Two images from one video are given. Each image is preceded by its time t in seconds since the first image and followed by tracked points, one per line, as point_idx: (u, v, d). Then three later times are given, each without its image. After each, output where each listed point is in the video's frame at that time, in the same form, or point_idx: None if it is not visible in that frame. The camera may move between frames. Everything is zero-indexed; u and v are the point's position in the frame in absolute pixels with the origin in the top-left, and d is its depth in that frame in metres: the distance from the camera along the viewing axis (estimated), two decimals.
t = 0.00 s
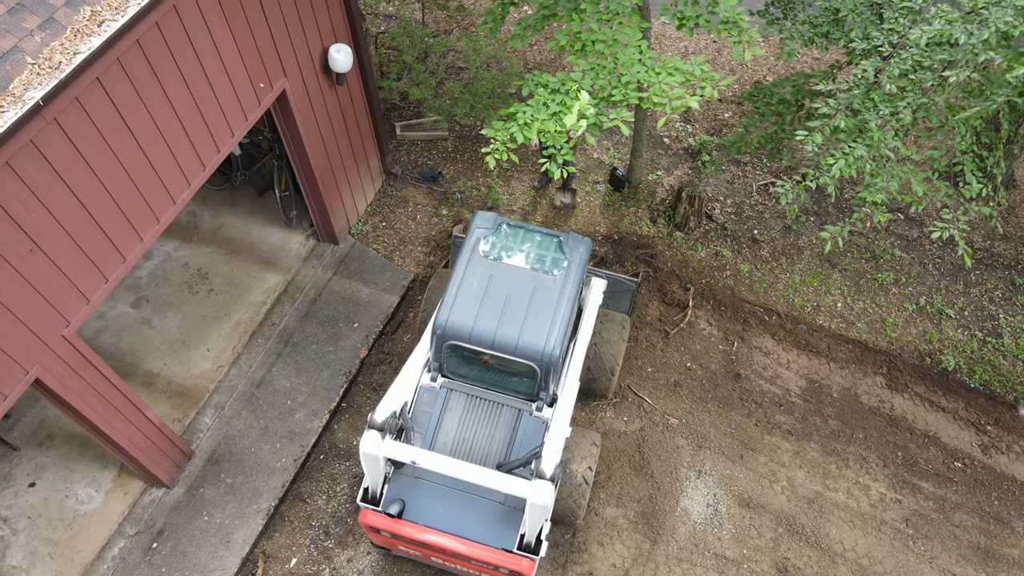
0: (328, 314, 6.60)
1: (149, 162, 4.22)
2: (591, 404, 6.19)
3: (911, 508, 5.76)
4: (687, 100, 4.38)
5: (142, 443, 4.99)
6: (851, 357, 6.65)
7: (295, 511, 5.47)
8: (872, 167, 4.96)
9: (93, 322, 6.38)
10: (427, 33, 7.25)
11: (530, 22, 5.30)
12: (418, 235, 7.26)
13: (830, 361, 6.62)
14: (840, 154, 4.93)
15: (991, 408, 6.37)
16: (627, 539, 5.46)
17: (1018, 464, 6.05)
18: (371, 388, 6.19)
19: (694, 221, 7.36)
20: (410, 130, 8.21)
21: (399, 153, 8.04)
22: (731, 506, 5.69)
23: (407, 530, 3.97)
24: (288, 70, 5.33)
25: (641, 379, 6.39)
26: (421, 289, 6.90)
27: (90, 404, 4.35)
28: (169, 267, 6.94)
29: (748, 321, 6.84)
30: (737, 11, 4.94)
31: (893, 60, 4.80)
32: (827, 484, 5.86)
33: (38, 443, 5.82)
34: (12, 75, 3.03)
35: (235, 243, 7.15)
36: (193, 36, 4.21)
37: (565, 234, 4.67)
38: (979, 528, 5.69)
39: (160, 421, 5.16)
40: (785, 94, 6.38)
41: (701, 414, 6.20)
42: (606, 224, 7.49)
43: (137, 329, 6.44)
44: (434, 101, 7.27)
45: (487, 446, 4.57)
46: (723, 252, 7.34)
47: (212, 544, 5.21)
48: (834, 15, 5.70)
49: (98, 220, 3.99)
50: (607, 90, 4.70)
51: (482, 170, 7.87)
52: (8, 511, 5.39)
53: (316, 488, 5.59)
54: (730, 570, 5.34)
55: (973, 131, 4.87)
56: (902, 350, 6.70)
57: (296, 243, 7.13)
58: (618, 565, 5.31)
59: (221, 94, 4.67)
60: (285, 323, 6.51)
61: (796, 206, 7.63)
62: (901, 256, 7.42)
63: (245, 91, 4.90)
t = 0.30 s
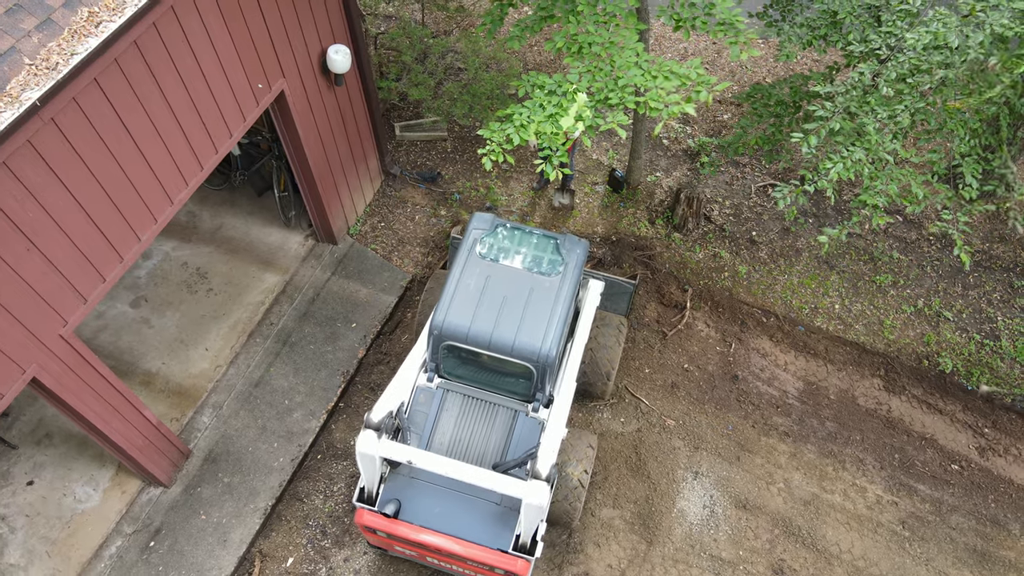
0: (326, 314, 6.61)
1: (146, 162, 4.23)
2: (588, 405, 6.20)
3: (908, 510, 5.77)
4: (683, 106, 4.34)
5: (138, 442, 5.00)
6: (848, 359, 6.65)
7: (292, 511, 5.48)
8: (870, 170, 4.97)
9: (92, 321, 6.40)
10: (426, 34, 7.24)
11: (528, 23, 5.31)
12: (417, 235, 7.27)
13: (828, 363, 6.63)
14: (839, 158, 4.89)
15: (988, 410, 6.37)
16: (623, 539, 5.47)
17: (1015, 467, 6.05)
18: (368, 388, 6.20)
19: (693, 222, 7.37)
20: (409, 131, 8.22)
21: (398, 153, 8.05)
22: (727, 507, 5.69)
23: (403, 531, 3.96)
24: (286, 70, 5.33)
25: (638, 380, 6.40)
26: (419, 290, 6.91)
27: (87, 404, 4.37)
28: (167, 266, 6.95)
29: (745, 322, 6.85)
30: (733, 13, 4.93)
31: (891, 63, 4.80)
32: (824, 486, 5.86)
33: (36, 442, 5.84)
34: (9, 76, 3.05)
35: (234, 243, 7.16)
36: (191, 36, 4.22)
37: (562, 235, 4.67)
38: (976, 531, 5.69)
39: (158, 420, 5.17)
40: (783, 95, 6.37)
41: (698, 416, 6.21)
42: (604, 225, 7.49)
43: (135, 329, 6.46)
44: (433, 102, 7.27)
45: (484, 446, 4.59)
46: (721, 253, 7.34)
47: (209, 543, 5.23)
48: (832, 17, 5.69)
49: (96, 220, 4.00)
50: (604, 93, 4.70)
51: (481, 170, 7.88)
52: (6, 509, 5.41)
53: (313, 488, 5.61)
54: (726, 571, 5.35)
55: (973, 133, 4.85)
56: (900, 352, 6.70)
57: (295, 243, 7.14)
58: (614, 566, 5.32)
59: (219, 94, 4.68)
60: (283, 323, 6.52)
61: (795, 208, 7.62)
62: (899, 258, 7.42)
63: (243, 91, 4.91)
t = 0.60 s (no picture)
0: (325, 312, 6.61)
1: (144, 159, 4.24)
2: (586, 404, 6.20)
3: (906, 511, 5.77)
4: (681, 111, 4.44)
5: (136, 439, 5.01)
6: (847, 359, 6.65)
7: (290, 509, 5.49)
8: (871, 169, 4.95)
9: (91, 319, 6.42)
10: (426, 33, 7.24)
11: (528, 23, 5.31)
12: (416, 234, 7.27)
13: (826, 363, 6.62)
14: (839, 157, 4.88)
15: (987, 411, 6.36)
16: (620, 539, 5.47)
17: (1013, 467, 6.04)
18: (367, 386, 6.20)
19: (692, 222, 7.36)
20: (409, 129, 8.21)
21: (398, 152, 8.06)
22: (725, 506, 5.69)
23: (399, 529, 3.96)
24: (286, 68, 5.34)
25: (637, 380, 6.40)
26: (418, 289, 6.92)
27: (85, 400, 4.38)
28: (167, 264, 6.96)
29: (744, 322, 6.85)
30: (732, 13, 4.91)
31: (891, 63, 4.82)
32: (822, 486, 5.86)
33: (35, 439, 5.85)
34: (7, 72, 3.06)
35: (234, 241, 7.17)
36: (190, 33, 4.23)
37: (561, 235, 4.67)
38: (974, 531, 5.68)
39: (156, 417, 5.18)
40: (782, 95, 6.36)
41: (696, 415, 6.21)
42: (604, 224, 7.49)
43: (134, 326, 6.47)
44: (433, 101, 7.27)
45: (481, 444, 4.56)
46: (721, 253, 7.33)
47: (207, 540, 5.24)
48: (831, 17, 5.68)
49: (94, 217, 4.01)
50: (602, 94, 4.69)
51: (480, 169, 7.88)
52: (5, 506, 5.42)
53: (310, 486, 5.61)
54: (723, 570, 5.35)
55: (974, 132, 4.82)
56: (899, 353, 6.69)
57: (294, 241, 7.14)
58: (611, 565, 5.32)
59: (218, 92, 4.69)
60: (282, 321, 6.53)
61: (795, 208, 7.61)
62: (899, 259, 7.41)
63: (242, 89, 4.91)
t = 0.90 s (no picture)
0: (323, 311, 6.62)
1: (142, 157, 4.24)
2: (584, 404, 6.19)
3: (903, 512, 5.76)
4: (680, 111, 4.45)
5: (135, 437, 5.02)
6: (846, 360, 6.65)
7: (287, 507, 5.50)
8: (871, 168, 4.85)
9: (90, 317, 6.42)
10: (426, 32, 7.23)
11: (527, 23, 5.29)
12: (415, 233, 7.27)
13: (825, 364, 6.62)
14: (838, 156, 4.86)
15: (985, 412, 6.36)
16: (617, 539, 5.47)
17: (1011, 469, 6.03)
18: (365, 385, 6.21)
19: (691, 222, 7.35)
20: (409, 129, 8.21)
21: (397, 151, 8.06)
22: (722, 507, 5.69)
23: (394, 529, 3.96)
24: (284, 66, 5.34)
25: (635, 380, 6.40)
26: (417, 288, 6.91)
27: (82, 398, 4.39)
28: (166, 262, 6.97)
29: (743, 322, 6.84)
30: (731, 14, 4.87)
31: (891, 63, 4.82)
32: (819, 487, 5.86)
33: (33, 436, 5.86)
34: (4, 70, 3.07)
35: (233, 239, 7.17)
36: (188, 32, 4.23)
37: (558, 237, 4.67)
38: (971, 533, 5.68)
39: (154, 416, 5.19)
40: (781, 95, 6.35)
41: (694, 416, 6.20)
42: (603, 224, 7.49)
43: (133, 324, 6.48)
44: (432, 100, 7.27)
45: (476, 445, 4.59)
46: (720, 253, 7.32)
47: (204, 538, 5.24)
48: (830, 17, 5.67)
49: (92, 215, 4.02)
50: (601, 94, 4.68)
51: (479, 169, 7.88)
52: (3, 503, 5.43)
53: (308, 485, 5.62)
54: (720, 570, 5.35)
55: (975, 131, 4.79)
56: (898, 354, 6.68)
57: (293, 240, 7.15)
58: (608, 565, 5.32)
59: (216, 90, 4.69)
60: (280, 320, 6.53)
61: (794, 208, 7.61)
62: (898, 260, 7.40)
63: (240, 88, 4.91)
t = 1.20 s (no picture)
0: (320, 311, 6.61)
1: (137, 157, 4.23)
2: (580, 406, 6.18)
3: (900, 515, 5.75)
4: (678, 114, 4.46)
5: (129, 438, 5.01)
6: (843, 362, 6.63)
7: (283, 508, 5.49)
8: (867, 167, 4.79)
9: (86, 317, 6.42)
10: (423, 33, 7.22)
11: (523, 24, 5.25)
12: (413, 234, 7.27)
13: (822, 366, 6.61)
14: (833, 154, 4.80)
15: (982, 414, 6.34)
16: (613, 541, 5.47)
17: (1008, 472, 6.01)
18: (361, 386, 6.20)
19: (689, 223, 7.33)
20: (407, 129, 8.20)
21: (395, 152, 8.05)
22: (718, 509, 5.69)
23: (385, 536, 3.95)
24: (280, 66, 5.32)
25: (632, 381, 6.39)
26: (414, 289, 6.91)
27: (76, 397, 4.39)
28: (163, 262, 6.96)
29: (740, 324, 6.83)
30: (728, 18, 4.83)
31: (889, 63, 4.81)
32: (816, 489, 5.85)
33: (29, 436, 5.86)
34: None
35: (230, 239, 7.17)
36: (182, 32, 4.22)
37: (553, 242, 4.61)
38: (968, 536, 5.67)
39: (149, 416, 5.18)
40: (779, 96, 6.34)
41: (690, 417, 6.19)
42: (600, 226, 7.48)
43: (130, 324, 6.47)
44: (430, 100, 7.26)
45: (468, 451, 4.55)
46: (717, 255, 7.31)
47: (199, 539, 5.24)
48: (828, 19, 5.66)
49: (85, 215, 4.01)
50: (598, 96, 4.65)
51: (477, 170, 7.87)
52: None
53: (304, 485, 5.61)
54: (715, 573, 5.35)
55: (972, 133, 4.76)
56: (895, 356, 6.67)
57: (290, 240, 7.14)
58: (603, 567, 5.32)
59: (211, 90, 4.68)
60: (277, 320, 6.53)
61: (792, 210, 7.60)
62: (896, 262, 7.38)
63: (236, 88, 4.90)
